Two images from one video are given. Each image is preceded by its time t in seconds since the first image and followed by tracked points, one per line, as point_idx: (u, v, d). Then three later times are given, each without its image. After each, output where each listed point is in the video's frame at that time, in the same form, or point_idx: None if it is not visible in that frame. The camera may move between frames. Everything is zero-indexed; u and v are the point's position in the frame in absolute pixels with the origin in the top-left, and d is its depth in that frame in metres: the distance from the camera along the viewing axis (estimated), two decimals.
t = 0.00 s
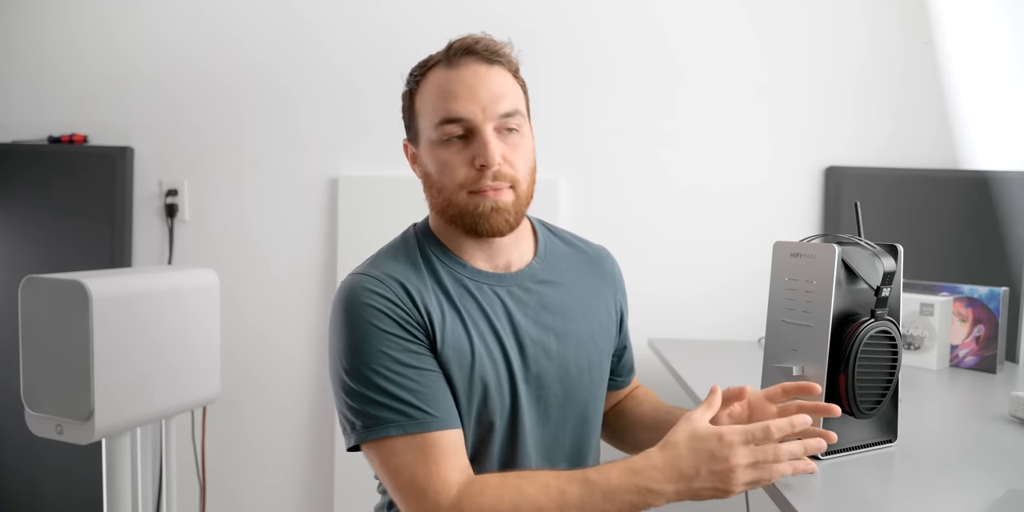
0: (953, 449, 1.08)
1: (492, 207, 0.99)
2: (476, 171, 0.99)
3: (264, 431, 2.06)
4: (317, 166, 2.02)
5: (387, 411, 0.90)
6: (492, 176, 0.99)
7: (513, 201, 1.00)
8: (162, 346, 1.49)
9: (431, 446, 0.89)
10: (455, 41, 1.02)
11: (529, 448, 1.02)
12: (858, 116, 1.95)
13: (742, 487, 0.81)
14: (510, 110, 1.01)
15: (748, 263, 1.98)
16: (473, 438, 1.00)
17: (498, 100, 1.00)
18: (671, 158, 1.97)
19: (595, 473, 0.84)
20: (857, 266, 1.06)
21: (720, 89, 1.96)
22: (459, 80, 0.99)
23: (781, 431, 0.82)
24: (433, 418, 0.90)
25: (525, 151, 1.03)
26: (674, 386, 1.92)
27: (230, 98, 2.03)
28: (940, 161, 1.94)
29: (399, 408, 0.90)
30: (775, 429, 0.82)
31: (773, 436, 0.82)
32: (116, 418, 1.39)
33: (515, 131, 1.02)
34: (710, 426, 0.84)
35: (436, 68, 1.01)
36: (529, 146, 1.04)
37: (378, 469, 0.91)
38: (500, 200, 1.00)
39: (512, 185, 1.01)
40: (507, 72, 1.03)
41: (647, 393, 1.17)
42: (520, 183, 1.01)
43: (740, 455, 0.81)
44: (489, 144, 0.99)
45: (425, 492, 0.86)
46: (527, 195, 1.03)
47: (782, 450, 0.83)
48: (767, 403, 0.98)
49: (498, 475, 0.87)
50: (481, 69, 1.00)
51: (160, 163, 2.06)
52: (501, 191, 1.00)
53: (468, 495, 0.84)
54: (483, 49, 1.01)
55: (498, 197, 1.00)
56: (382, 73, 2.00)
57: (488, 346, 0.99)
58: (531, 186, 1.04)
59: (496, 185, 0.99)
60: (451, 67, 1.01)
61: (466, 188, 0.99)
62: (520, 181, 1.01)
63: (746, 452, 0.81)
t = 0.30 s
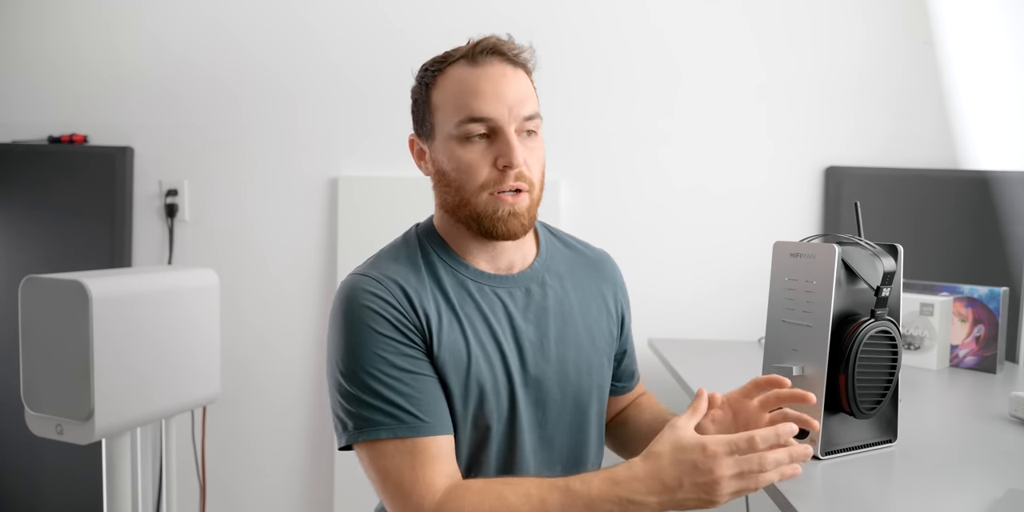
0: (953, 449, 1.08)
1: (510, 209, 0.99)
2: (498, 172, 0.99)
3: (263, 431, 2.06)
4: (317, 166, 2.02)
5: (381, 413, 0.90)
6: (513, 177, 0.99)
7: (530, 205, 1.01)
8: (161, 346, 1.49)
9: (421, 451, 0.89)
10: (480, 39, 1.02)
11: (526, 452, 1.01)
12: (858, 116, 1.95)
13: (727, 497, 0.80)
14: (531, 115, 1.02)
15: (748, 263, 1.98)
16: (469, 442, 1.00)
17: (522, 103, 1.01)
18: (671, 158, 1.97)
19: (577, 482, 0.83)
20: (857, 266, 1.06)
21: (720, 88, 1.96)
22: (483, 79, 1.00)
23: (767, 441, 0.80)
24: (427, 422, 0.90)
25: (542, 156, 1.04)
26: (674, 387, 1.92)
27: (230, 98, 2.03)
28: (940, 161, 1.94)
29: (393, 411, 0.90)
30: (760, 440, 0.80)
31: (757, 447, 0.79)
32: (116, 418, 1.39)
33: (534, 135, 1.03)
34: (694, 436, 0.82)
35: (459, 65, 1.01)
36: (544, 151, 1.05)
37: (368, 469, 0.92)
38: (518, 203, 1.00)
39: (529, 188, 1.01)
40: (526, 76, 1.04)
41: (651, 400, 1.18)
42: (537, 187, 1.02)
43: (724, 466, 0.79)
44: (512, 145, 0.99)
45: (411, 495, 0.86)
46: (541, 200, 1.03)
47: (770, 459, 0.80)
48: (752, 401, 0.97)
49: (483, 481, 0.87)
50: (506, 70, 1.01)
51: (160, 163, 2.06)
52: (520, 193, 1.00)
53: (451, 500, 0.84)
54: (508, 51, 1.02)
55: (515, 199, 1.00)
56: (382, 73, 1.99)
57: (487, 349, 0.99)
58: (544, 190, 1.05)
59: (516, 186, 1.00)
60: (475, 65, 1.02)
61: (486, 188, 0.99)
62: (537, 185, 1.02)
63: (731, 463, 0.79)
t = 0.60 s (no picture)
0: (953, 449, 1.08)
1: (491, 204, 1.01)
2: (481, 167, 1.02)
3: (263, 431, 2.06)
4: (317, 166, 2.02)
5: (377, 403, 0.91)
6: (496, 172, 1.02)
7: (515, 201, 1.03)
8: (161, 346, 1.49)
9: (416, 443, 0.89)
10: (479, 40, 1.06)
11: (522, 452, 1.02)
12: (858, 116, 1.95)
13: (718, 502, 0.76)
14: (522, 114, 1.04)
15: (748, 263, 1.98)
16: (464, 439, 1.00)
17: (511, 101, 1.03)
18: (671, 158, 1.97)
19: (567, 476, 0.81)
20: (856, 266, 1.06)
21: (719, 88, 1.96)
22: (475, 77, 1.03)
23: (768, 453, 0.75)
24: (422, 415, 0.90)
25: (534, 153, 1.06)
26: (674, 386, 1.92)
27: (230, 98, 2.03)
28: (940, 160, 1.94)
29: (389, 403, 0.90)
30: (763, 452, 0.74)
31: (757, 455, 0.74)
32: (116, 418, 1.39)
33: (525, 133, 1.05)
34: (694, 434, 0.78)
35: (456, 64, 1.06)
36: (538, 149, 1.07)
37: (365, 459, 0.92)
38: (501, 199, 1.02)
39: (515, 185, 1.03)
40: (526, 75, 1.07)
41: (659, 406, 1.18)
42: (524, 184, 1.04)
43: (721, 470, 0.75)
44: (495, 141, 1.02)
45: (402, 487, 0.85)
46: (529, 197, 1.05)
47: (767, 471, 0.75)
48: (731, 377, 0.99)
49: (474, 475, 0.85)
50: (499, 68, 1.04)
51: (160, 163, 2.06)
52: (504, 190, 1.02)
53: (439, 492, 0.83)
54: (504, 50, 1.05)
55: (499, 196, 1.02)
56: (382, 73, 1.99)
57: (486, 347, 1.01)
58: (536, 188, 1.06)
59: (500, 182, 1.02)
60: (471, 64, 1.05)
61: (470, 183, 1.02)
62: (522, 182, 1.04)
63: (728, 468, 0.76)
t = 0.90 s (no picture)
0: (953, 449, 1.08)
1: (494, 206, 1.03)
2: (483, 170, 1.03)
3: (264, 431, 2.06)
4: (317, 166, 2.02)
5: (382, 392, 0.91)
6: (499, 174, 1.03)
7: (517, 203, 1.04)
8: (161, 347, 1.49)
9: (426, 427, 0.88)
10: (481, 41, 1.06)
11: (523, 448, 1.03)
12: (858, 117, 1.95)
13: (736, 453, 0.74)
14: (524, 114, 1.04)
15: (748, 263, 1.98)
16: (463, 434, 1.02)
17: (513, 103, 1.03)
18: (671, 158, 1.97)
19: (581, 446, 0.78)
20: (856, 266, 1.06)
21: (719, 88, 1.96)
22: (477, 80, 1.03)
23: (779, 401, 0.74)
24: (425, 397, 0.90)
25: (538, 153, 1.06)
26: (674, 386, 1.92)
27: (230, 98, 2.03)
28: (940, 161, 1.95)
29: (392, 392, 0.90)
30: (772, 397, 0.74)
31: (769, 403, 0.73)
32: (116, 418, 1.39)
33: (528, 134, 1.06)
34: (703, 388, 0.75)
35: (459, 67, 1.06)
36: (543, 149, 1.07)
37: (377, 452, 0.91)
38: (504, 199, 1.03)
39: (517, 184, 1.04)
40: (529, 76, 1.06)
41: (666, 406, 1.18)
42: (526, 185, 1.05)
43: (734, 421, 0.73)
44: (497, 144, 1.02)
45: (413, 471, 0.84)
46: (533, 198, 1.06)
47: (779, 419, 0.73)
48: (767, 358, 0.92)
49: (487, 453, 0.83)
50: (501, 71, 1.04)
51: (160, 163, 2.06)
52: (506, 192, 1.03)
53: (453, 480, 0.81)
54: (506, 52, 1.05)
55: (502, 196, 1.03)
56: (382, 72, 2.00)
57: (490, 344, 1.01)
58: (540, 189, 1.07)
59: (502, 183, 1.03)
60: (474, 66, 1.05)
61: (473, 186, 1.04)
62: (526, 181, 1.05)
63: (739, 416, 0.74)
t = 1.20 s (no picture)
0: (953, 449, 1.08)
1: (498, 209, 1.02)
2: (488, 173, 1.02)
3: (263, 431, 2.06)
4: (317, 166, 2.02)
5: (382, 394, 0.91)
6: (503, 179, 1.02)
7: (521, 207, 1.03)
8: (161, 347, 1.49)
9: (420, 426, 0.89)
10: (493, 42, 1.06)
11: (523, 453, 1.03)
12: (859, 116, 1.95)
13: (718, 455, 0.76)
14: (533, 117, 1.04)
15: (748, 263, 1.98)
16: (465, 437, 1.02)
17: (522, 105, 1.03)
18: (671, 157, 1.97)
19: (567, 444, 0.80)
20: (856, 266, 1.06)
21: (719, 88, 1.96)
22: (487, 81, 1.03)
23: (760, 402, 0.77)
24: (420, 401, 0.90)
25: (545, 157, 1.05)
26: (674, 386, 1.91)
27: (230, 98, 2.03)
28: (940, 161, 1.95)
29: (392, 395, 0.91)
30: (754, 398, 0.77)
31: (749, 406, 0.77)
32: (116, 417, 1.39)
33: (536, 137, 1.05)
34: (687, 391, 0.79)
35: (470, 67, 1.06)
36: (551, 153, 1.06)
37: (371, 448, 0.92)
38: (508, 204, 1.02)
39: (522, 191, 1.03)
40: (541, 78, 1.06)
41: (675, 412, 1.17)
42: (531, 190, 1.04)
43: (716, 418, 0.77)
44: (503, 147, 1.02)
45: (407, 464, 0.85)
46: (538, 203, 1.05)
47: (762, 421, 0.77)
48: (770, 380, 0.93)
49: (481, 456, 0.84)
50: (511, 72, 1.04)
51: (160, 163, 2.06)
52: (510, 196, 1.03)
53: (442, 472, 0.82)
54: (517, 53, 1.05)
55: (505, 200, 1.02)
56: (382, 72, 2.00)
57: (494, 347, 1.02)
58: (546, 193, 1.06)
59: (506, 188, 1.02)
60: (485, 67, 1.05)
61: (478, 188, 1.03)
62: (531, 188, 1.03)
63: (722, 415, 0.77)
